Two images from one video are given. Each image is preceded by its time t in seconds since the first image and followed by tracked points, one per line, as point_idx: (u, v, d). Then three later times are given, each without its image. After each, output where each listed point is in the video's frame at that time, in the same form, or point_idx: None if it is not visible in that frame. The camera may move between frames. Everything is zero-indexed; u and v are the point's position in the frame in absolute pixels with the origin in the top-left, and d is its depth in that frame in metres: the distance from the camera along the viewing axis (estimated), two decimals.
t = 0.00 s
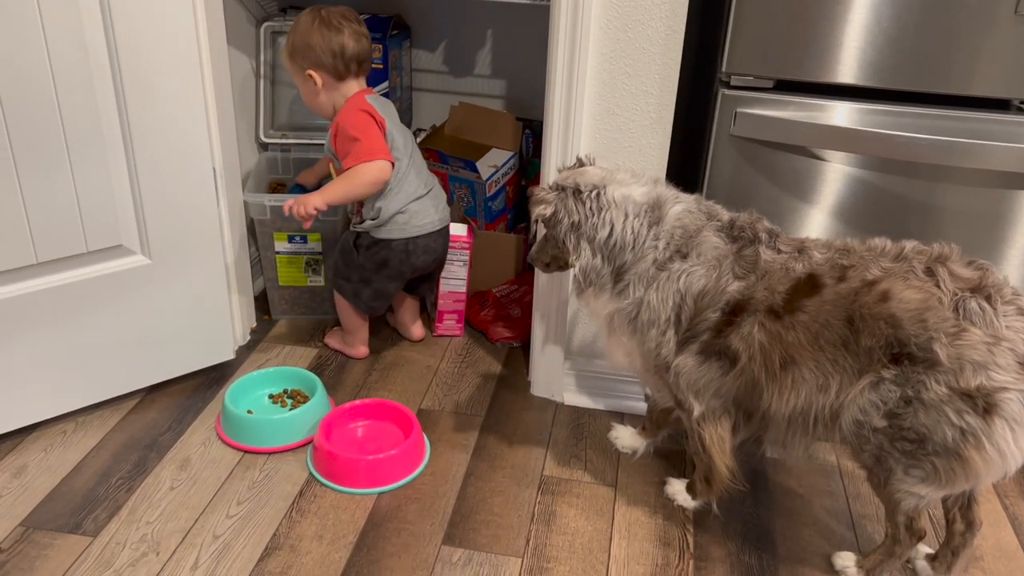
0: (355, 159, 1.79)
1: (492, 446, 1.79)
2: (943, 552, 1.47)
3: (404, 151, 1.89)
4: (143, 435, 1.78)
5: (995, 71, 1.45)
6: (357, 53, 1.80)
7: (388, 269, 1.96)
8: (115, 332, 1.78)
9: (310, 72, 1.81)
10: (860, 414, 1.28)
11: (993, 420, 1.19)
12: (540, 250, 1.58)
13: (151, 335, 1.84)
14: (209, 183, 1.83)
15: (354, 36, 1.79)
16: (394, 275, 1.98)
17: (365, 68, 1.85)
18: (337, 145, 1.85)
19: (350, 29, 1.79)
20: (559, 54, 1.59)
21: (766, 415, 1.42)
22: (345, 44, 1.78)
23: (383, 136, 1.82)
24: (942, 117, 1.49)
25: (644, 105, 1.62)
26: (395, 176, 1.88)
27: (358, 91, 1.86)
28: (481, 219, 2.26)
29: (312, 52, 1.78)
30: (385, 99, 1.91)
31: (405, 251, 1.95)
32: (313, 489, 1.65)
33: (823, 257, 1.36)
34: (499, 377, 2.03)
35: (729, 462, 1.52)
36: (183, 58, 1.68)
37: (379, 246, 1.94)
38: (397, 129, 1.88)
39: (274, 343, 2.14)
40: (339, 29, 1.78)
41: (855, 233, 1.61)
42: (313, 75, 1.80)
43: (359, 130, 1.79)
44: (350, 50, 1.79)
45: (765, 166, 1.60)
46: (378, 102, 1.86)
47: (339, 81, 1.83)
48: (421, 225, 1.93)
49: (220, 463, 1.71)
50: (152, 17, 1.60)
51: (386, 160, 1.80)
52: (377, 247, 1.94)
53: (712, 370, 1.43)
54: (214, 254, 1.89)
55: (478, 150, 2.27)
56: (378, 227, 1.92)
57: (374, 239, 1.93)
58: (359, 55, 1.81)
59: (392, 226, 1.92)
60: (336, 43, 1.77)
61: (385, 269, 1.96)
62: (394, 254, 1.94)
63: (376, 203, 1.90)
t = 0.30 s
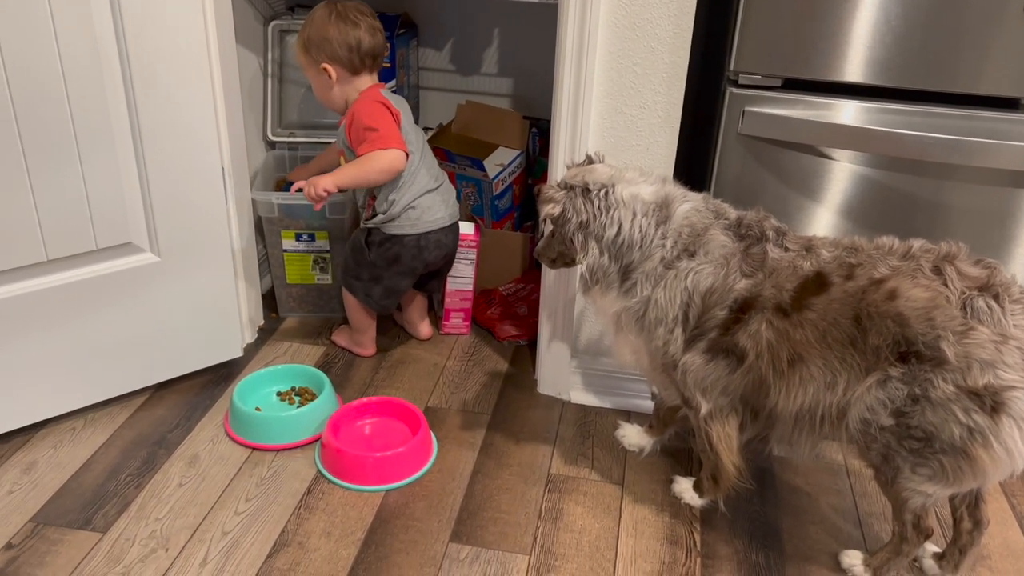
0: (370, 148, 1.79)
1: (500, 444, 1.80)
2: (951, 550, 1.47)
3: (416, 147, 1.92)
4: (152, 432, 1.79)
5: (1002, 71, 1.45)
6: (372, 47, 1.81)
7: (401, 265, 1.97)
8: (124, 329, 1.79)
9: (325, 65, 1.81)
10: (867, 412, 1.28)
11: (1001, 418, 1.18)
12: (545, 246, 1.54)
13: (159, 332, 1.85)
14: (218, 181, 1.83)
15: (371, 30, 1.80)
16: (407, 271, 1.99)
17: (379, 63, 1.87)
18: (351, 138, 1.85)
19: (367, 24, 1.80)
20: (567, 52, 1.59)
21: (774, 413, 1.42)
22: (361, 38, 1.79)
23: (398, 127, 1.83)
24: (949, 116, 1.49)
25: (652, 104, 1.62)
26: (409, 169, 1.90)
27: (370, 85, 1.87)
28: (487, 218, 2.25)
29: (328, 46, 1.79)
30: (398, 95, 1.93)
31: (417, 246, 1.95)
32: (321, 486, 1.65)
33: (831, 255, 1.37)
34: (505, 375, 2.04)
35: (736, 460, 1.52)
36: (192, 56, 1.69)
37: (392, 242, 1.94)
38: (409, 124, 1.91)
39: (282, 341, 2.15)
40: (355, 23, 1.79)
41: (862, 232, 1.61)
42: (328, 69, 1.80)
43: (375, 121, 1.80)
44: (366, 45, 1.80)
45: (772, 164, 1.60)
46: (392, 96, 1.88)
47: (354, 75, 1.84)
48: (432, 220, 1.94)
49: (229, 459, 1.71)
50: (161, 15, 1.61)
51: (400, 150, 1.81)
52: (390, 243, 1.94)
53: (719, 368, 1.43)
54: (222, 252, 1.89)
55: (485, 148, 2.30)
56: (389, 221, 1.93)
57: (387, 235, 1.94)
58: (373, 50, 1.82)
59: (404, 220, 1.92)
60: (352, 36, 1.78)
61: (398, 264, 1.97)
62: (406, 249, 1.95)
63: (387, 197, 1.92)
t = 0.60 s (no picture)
0: (370, 140, 1.79)
1: (502, 446, 1.80)
2: (952, 553, 1.48)
3: (417, 143, 1.93)
4: (157, 433, 1.80)
5: (1004, 75, 1.45)
6: (374, 46, 1.82)
7: (404, 262, 1.98)
8: (128, 330, 1.80)
9: (327, 64, 1.81)
10: (868, 415, 1.29)
11: (1002, 422, 1.19)
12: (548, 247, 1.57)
13: (164, 333, 1.86)
14: (222, 183, 1.84)
15: (373, 29, 1.81)
16: (410, 268, 2.00)
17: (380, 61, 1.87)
18: (353, 135, 1.86)
19: (369, 23, 1.81)
20: (569, 55, 1.60)
21: (775, 416, 1.43)
22: (363, 36, 1.79)
23: (399, 121, 1.84)
24: (952, 119, 1.50)
25: (654, 107, 1.63)
26: (410, 165, 1.91)
27: (372, 83, 1.87)
28: (490, 220, 2.28)
29: (330, 44, 1.79)
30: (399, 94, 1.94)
31: (419, 243, 1.96)
32: (325, 487, 1.66)
33: (832, 259, 1.37)
34: (508, 377, 2.04)
35: (737, 462, 1.52)
36: (196, 59, 1.70)
37: (394, 239, 1.95)
38: (411, 121, 1.92)
39: (286, 342, 2.16)
40: (358, 22, 1.80)
41: (864, 235, 1.61)
42: (331, 67, 1.81)
43: (376, 114, 1.80)
44: (368, 43, 1.80)
45: (775, 167, 1.60)
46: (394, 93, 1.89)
47: (356, 73, 1.84)
48: (433, 216, 1.95)
49: (233, 460, 1.72)
50: (166, 18, 1.61)
51: (400, 143, 1.81)
52: (392, 240, 1.95)
53: (721, 371, 1.44)
54: (226, 254, 1.90)
55: (489, 150, 2.29)
56: (390, 217, 1.93)
57: (388, 232, 1.94)
58: (375, 48, 1.82)
59: (405, 216, 1.93)
60: (354, 35, 1.79)
61: (401, 262, 1.98)
62: (408, 246, 1.95)
63: (389, 193, 1.92)
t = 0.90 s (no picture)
0: (368, 125, 1.79)
1: (500, 443, 1.80)
2: (951, 551, 1.47)
3: (417, 135, 1.93)
4: (155, 429, 1.79)
5: (1006, 71, 1.44)
6: (376, 37, 1.82)
7: (402, 256, 1.97)
8: (127, 326, 1.79)
9: (329, 54, 1.81)
10: (868, 412, 1.28)
11: (1002, 418, 1.18)
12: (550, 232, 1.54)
13: (162, 329, 1.86)
14: (220, 180, 1.84)
15: (375, 21, 1.82)
16: (408, 262, 1.99)
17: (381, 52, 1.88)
18: (353, 123, 1.86)
19: (372, 15, 1.81)
20: (569, 52, 1.59)
21: (774, 413, 1.42)
22: (365, 27, 1.80)
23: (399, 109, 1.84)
24: (953, 116, 1.49)
25: (653, 103, 1.62)
26: (407, 155, 1.90)
27: (375, 73, 1.87)
28: (490, 217, 2.28)
29: (332, 34, 1.79)
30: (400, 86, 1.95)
31: (417, 235, 1.95)
32: (323, 484, 1.66)
33: (832, 256, 1.36)
34: (507, 374, 2.04)
35: (735, 460, 1.52)
36: (195, 55, 1.69)
37: (392, 231, 1.94)
38: (411, 113, 1.92)
39: (285, 339, 2.15)
40: (360, 13, 1.80)
41: (865, 232, 1.61)
42: (333, 57, 1.81)
43: (376, 100, 1.80)
44: (370, 33, 1.81)
45: (774, 163, 1.60)
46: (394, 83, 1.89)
47: (358, 63, 1.84)
48: (430, 209, 1.95)
49: (231, 457, 1.72)
50: (164, 13, 1.61)
51: (399, 129, 1.81)
52: (389, 233, 1.95)
53: (720, 368, 1.43)
54: (224, 250, 1.90)
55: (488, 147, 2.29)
56: (387, 209, 1.93)
57: (385, 224, 1.94)
58: (377, 40, 1.83)
59: (401, 207, 1.93)
60: (356, 25, 1.79)
61: (399, 255, 1.97)
62: (406, 239, 1.95)
63: (386, 184, 1.92)
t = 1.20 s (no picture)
0: (377, 116, 1.78)
1: (502, 441, 1.80)
2: (954, 550, 1.47)
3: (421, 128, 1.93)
4: (156, 427, 1.79)
5: (1011, 68, 1.43)
6: (378, 31, 1.82)
7: (410, 251, 1.97)
8: (128, 324, 1.79)
9: (332, 49, 1.81)
10: (871, 411, 1.28)
11: (1005, 417, 1.18)
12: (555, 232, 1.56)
13: (163, 327, 1.85)
14: (222, 177, 1.84)
15: (376, 16, 1.82)
16: (416, 257, 1.99)
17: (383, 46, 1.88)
18: (358, 116, 1.85)
19: (373, 9, 1.81)
20: (571, 49, 1.59)
21: (776, 411, 1.42)
22: (367, 21, 1.80)
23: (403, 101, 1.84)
24: (957, 113, 1.48)
25: (656, 101, 1.62)
26: (413, 149, 1.91)
27: (377, 67, 1.87)
28: (491, 215, 2.28)
29: (335, 29, 1.79)
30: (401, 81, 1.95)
31: (425, 229, 1.96)
32: (324, 482, 1.66)
33: (834, 254, 1.36)
34: (508, 372, 2.04)
35: (736, 458, 1.51)
36: (197, 52, 1.69)
37: (400, 226, 1.94)
38: (414, 106, 1.92)
39: (286, 337, 2.15)
40: (362, 8, 1.80)
41: (868, 230, 1.60)
42: (336, 52, 1.80)
43: (382, 92, 1.80)
44: (372, 28, 1.81)
45: (776, 161, 1.59)
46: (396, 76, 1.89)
47: (360, 58, 1.84)
48: (438, 202, 1.95)
49: (232, 455, 1.72)
50: (165, 11, 1.60)
51: (407, 118, 1.81)
52: (398, 228, 1.94)
53: (722, 366, 1.43)
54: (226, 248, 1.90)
55: (490, 145, 2.29)
56: (395, 203, 1.93)
57: (393, 219, 1.94)
58: (379, 33, 1.83)
59: (409, 201, 1.93)
60: (359, 19, 1.79)
61: (408, 250, 1.97)
62: (414, 233, 1.95)
63: (393, 178, 1.92)
